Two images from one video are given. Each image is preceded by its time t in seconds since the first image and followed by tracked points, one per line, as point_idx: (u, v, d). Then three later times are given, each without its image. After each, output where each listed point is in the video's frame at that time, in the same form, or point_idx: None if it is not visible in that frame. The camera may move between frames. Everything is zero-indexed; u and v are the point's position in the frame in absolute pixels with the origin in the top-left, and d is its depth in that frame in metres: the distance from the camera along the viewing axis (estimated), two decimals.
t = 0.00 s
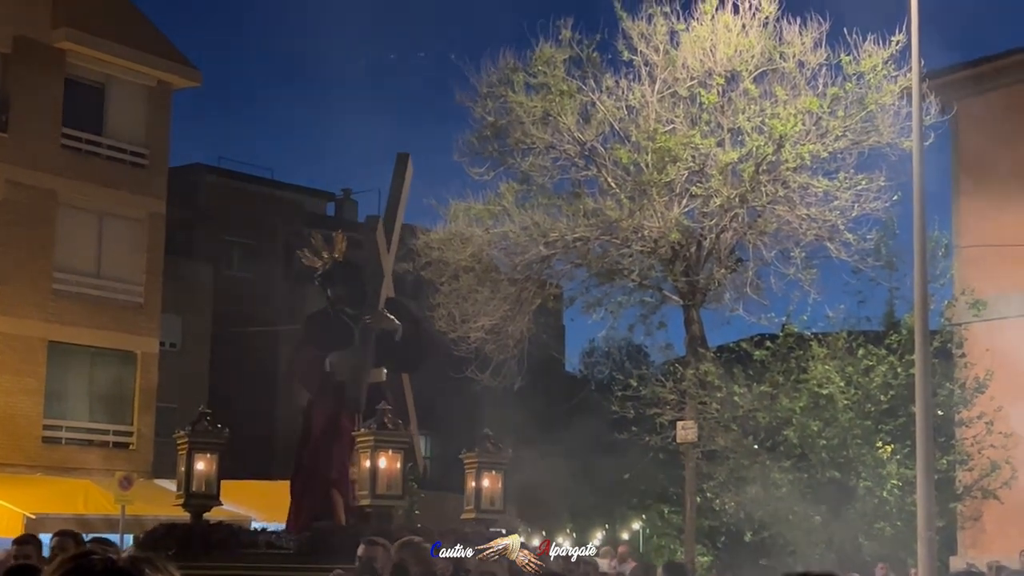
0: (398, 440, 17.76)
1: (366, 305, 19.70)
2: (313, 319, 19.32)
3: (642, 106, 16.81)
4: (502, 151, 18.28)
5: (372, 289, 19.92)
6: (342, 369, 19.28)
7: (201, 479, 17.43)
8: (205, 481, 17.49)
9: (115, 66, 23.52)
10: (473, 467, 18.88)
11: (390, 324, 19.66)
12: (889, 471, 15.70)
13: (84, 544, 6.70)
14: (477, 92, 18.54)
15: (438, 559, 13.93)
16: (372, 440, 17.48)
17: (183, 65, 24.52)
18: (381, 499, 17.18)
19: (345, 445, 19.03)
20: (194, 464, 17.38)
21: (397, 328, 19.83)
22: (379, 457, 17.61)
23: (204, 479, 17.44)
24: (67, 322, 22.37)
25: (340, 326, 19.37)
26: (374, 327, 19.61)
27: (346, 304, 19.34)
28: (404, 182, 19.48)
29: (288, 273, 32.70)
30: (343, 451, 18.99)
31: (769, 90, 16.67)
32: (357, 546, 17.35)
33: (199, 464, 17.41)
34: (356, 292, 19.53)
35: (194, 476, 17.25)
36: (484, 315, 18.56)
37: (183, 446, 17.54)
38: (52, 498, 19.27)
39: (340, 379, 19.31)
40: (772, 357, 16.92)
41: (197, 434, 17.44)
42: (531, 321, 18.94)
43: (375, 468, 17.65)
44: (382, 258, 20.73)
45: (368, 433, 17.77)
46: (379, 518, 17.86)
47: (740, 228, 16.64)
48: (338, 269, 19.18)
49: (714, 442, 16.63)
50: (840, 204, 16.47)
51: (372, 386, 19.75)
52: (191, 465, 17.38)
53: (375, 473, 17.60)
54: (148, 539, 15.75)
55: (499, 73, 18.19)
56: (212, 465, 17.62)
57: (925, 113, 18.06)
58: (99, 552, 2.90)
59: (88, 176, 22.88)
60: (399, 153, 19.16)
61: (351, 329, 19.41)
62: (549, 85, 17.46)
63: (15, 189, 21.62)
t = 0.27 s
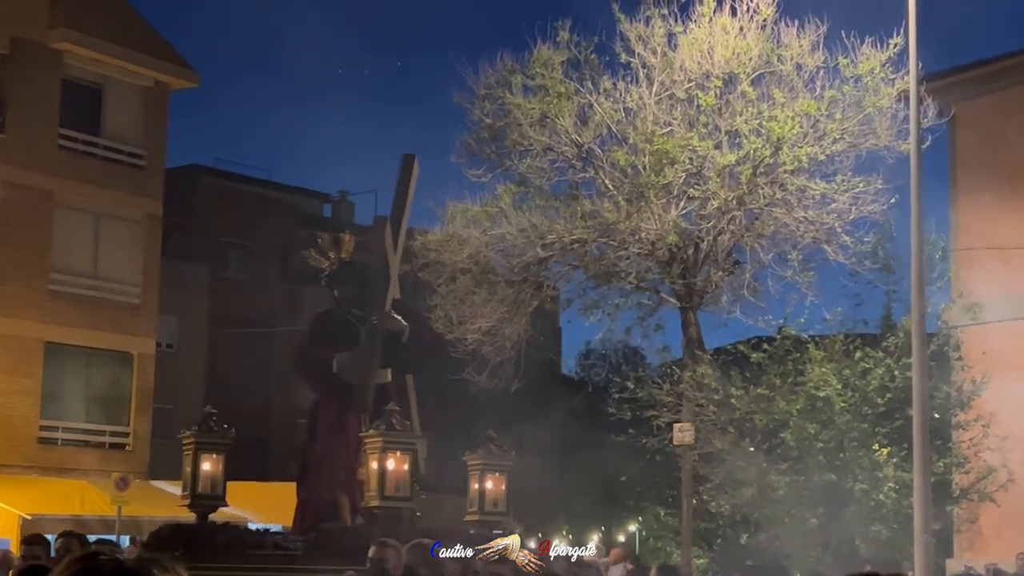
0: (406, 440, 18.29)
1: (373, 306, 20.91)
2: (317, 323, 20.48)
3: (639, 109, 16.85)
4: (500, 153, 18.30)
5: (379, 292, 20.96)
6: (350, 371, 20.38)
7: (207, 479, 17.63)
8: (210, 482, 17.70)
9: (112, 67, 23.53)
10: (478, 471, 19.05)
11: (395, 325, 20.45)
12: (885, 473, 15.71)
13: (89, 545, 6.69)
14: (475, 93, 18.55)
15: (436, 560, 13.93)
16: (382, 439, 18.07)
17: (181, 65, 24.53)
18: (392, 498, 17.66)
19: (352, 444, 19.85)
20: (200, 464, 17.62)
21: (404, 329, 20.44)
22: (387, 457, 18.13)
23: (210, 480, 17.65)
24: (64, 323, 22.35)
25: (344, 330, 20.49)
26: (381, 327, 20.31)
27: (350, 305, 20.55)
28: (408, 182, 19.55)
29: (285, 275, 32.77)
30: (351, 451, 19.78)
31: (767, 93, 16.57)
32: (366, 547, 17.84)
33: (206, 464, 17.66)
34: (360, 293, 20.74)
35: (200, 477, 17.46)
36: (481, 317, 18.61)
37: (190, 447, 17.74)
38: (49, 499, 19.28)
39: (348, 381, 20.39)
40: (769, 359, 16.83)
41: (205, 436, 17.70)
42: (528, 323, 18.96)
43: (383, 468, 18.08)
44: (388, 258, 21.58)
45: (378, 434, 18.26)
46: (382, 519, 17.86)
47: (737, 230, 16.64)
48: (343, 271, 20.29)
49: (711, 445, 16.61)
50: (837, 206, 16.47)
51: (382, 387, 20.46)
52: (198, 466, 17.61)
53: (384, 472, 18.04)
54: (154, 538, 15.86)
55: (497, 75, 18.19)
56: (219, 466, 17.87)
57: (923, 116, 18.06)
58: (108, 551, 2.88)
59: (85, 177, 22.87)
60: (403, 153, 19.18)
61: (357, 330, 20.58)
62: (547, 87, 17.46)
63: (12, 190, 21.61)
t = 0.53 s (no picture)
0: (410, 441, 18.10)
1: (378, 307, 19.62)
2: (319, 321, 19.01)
3: (636, 111, 16.86)
4: (497, 155, 18.26)
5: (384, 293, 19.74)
6: (354, 372, 19.26)
7: (210, 481, 17.60)
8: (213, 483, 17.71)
9: (108, 68, 23.48)
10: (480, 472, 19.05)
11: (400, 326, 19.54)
12: (881, 476, 15.68)
13: (90, 547, 6.64)
14: (472, 95, 18.51)
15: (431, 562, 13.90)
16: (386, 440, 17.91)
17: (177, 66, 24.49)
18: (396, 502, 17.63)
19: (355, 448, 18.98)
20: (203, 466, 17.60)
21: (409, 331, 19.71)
22: (391, 459, 17.89)
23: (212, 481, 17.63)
24: (58, 323, 22.29)
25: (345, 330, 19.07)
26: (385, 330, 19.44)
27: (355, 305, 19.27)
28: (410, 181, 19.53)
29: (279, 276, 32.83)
30: (353, 454, 18.95)
31: (764, 95, 16.51)
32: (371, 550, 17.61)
33: (208, 466, 17.63)
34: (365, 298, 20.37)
35: (202, 478, 17.44)
36: (477, 319, 18.64)
37: (192, 449, 17.73)
38: (44, 500, 19.21)
39: (352, 382, 19.26)
40: (765, 361, 16.82)
41: (207, 438, 17.67)
42: (524, 325, 18.94)
43: (387, 470, 17.87)
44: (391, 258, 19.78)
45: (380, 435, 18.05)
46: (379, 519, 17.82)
47: (733, 232, 16.65)
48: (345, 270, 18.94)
49: (707, 448, 16.55)
50: (834, 209, 16.44)
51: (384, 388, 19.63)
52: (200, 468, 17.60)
53: (387, 474, 17.86)
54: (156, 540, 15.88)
55: (494, 76, 18.16)
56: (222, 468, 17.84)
57: (919, 119, 18.05)
58: (123, 553, 2.84)
59: (80, 178, 22.81)
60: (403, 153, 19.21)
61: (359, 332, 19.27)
62: (543, 89, 17.43)
63: (7, 190, 21.55)
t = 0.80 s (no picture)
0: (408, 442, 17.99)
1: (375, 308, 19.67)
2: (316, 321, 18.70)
3: (633, 113, 16.81)
4: (493, 156, 18.20)
5: (381, 290, 19.62)
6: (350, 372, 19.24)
7: (206, 482, 17.57)
8: (209, 483, 17.68)
9: (103, 68, 23.40)
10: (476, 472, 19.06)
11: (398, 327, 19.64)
12: (877, 479, 15.67)
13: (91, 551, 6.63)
14: (468, 96, 18.46)
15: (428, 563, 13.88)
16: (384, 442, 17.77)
17: (171, 66, 24.42)
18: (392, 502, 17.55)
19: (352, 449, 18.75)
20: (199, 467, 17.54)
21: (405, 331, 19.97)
22: (389, 461, 17.80)
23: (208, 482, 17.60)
24: (52, 324, 22.23)
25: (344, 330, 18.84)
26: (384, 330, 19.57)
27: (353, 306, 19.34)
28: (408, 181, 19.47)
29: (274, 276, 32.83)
30: (351, 454, 18.74)
31: (760, 98, 16.51)
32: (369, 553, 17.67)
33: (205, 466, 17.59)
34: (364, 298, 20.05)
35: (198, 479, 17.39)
36: (473, 320, 18.65)
37: (188, 449, 17.63)
38: (37, 501, 19.15)
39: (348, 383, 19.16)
40: (761, 364, 16.68)
41: (204, 439, 17.58)
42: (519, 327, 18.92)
43: (385, 471, 17.81)
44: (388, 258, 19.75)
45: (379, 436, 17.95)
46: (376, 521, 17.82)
47: (730, 234, 16.58)
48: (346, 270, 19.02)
49: (702, 450, 16.51)
50: (830, 212, 16.43)
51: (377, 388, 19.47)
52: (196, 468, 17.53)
53: (385, 475, 17.80)
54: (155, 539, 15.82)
55: (490, 78, 18.11)
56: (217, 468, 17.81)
57: (915, 122, 18.02)
58: (136, 551, 2.81)
59: (75, 178, 22.75)
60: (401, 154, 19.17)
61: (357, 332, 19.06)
62: (540, 91, 17.39)
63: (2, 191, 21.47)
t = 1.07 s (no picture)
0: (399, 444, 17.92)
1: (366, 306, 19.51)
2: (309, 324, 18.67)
3: (628, 115, 16.75)
4: (487, 158, 18.17)
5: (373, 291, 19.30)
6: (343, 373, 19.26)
7: (195, 483, 17.53)
8: (197, 484, 17.65)
9: (96, 68, 23.32)
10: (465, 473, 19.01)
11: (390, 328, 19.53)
12: (871, 482, 15.69)
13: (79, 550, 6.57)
14: (463, 98, 18.41)
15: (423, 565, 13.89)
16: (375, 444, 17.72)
17: (164, 67, 24.39)
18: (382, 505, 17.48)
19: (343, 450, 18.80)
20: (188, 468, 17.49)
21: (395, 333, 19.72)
22: (380, 463, 17.72)
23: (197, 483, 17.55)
24: (45, 325, 22.18)
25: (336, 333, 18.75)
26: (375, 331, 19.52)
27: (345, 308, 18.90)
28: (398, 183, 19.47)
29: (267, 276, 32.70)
30: (341, 455, 18.77)
31: (755, 100, 16.42)
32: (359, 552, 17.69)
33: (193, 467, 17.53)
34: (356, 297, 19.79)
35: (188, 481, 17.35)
36: (467, 322, 18.55)
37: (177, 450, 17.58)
38: (29, 502, 19.09)
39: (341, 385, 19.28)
40: (755, 366, 16.70)
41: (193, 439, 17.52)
42: (514, 329, 18.91)
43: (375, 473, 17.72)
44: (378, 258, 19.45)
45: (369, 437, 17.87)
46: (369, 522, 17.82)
47: (724, 237, 16.60)
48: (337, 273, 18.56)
49: (696, 452, 16.52)
50: (825, 214, 16.43)
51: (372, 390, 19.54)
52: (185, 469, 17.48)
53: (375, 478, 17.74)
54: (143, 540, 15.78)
55: (485, 79, 18.06)
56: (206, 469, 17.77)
57: (910, 124, 18.00)
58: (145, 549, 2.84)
59: (68, 179, 22.71)
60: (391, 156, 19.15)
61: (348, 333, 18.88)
62: (534, 93, 17.36)
63: None
